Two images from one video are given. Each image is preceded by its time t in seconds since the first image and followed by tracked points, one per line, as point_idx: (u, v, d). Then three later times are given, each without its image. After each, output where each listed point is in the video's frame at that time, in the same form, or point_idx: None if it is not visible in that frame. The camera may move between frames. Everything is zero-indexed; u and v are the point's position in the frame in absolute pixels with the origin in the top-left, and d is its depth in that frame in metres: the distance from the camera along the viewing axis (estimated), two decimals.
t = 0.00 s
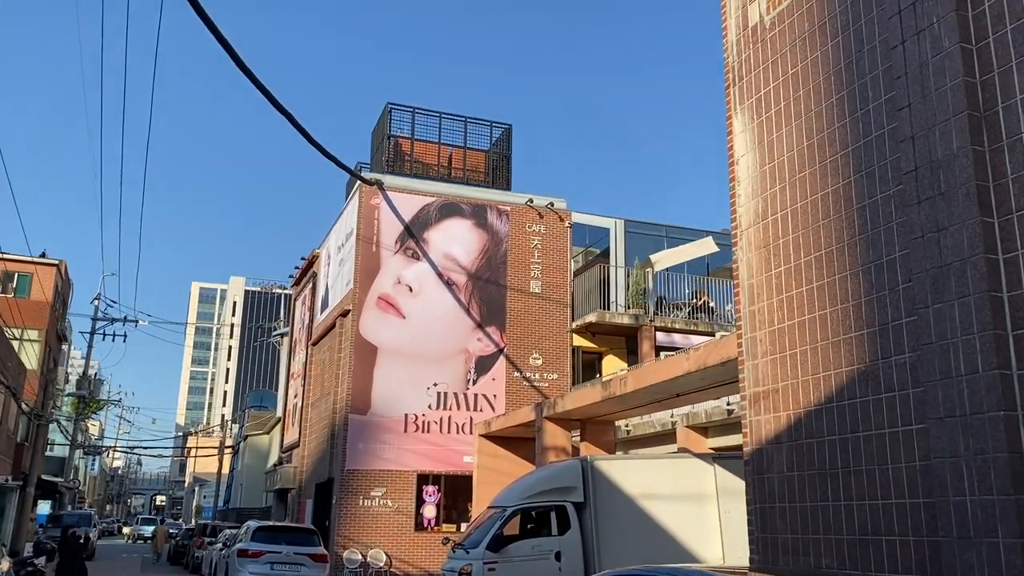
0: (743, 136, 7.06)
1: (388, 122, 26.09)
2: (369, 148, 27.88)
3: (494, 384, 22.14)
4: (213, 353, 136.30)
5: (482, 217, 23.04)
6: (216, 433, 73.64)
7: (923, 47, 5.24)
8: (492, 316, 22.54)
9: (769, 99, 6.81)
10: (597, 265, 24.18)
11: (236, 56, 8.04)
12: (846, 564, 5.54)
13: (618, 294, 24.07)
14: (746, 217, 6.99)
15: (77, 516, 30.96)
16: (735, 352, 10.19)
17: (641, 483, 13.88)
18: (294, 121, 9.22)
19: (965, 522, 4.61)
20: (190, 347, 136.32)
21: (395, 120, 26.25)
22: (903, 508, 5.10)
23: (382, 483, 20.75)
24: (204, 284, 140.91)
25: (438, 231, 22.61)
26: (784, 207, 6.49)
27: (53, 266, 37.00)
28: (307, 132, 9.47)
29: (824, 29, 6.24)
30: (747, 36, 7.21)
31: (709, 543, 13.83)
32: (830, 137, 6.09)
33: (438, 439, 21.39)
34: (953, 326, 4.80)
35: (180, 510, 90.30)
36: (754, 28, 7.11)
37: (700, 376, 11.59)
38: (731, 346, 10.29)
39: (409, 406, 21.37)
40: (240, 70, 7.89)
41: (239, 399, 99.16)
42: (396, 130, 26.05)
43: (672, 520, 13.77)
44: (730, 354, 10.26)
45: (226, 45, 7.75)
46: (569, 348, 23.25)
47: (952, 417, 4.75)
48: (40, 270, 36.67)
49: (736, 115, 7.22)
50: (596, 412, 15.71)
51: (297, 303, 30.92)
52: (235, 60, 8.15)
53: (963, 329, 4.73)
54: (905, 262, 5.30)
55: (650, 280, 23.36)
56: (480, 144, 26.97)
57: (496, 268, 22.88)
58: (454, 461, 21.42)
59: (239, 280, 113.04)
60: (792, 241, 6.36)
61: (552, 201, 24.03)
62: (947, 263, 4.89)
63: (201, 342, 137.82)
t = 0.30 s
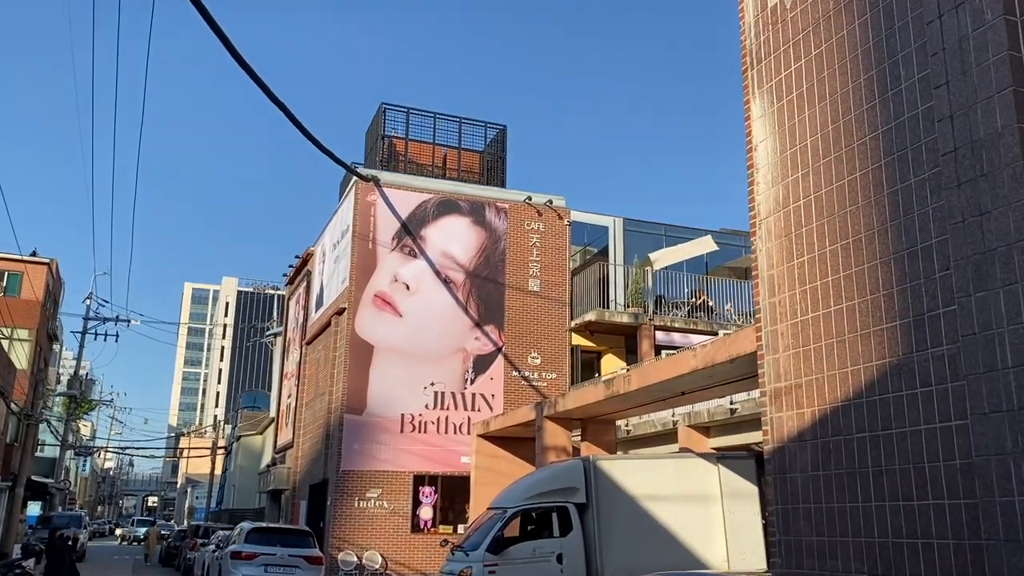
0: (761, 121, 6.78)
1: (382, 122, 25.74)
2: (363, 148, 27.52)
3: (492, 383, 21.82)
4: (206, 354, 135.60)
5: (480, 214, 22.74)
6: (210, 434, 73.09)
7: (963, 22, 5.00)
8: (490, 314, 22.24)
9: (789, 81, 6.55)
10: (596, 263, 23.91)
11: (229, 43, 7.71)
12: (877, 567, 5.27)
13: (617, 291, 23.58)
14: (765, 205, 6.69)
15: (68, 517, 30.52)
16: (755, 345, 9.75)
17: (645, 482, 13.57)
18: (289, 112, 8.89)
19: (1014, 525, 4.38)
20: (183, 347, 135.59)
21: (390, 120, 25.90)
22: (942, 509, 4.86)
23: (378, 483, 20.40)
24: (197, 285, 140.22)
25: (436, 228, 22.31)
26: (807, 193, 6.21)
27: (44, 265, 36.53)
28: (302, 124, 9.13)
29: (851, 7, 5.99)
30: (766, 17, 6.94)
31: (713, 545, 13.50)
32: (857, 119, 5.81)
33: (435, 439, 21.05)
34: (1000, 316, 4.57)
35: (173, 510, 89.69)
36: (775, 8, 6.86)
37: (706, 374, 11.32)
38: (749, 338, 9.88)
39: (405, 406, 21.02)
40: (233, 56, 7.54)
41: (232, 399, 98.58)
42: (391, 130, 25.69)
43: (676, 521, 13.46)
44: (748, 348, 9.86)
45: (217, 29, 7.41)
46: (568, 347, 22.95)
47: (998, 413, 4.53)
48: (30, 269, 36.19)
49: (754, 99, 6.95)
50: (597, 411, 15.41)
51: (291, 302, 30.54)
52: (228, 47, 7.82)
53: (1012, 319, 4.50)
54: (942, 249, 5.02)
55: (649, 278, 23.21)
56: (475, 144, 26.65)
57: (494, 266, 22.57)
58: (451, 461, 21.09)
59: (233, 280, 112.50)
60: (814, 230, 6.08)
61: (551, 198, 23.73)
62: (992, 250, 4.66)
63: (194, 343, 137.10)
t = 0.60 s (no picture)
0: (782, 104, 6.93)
1: (374, 123, 25.36)
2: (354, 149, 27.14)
3: (488, 383, 21.45)
4: (195, 356, 134.41)
5: (476, 212, 22.41)
6: (199, 437, 72.14)
7: None
8: (486, 313, 21.85)
9: (814, 63, 6.66)
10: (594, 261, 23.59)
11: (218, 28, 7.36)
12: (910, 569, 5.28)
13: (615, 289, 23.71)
14: (787, 192, 6.81)
15: (54, 521, 29.93)
16: (770, 342, 9.30)
17: (652, 484, 13.27)
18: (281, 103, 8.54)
19: None
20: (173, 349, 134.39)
21: (382, 120, 25.52)
22: (987, 511, 4.82)
23: (373, 486, 20.00)
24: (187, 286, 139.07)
25: (430, 226, 21.95)
26: (835, 176, 6.29)
27: (32, 264, 35.85)
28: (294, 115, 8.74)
29: None
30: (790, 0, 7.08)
31: (716, 548, 13.22)
32: (889, 98, 5.88)
33: (430, 440, 20.66)
34: None
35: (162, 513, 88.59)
36: None
37: (710, 373, 11.04)
38: (763, 333, 9.43)
39: (399, 406, 20.63)
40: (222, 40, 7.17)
41: (222, 401, 97.57)
42: (383, 130, 25.30)
43: (679, 524, 13.17)
44: (762, 345, 9.43)
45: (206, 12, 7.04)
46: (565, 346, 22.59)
47: None
48: (19, 269, 35.49)
49: (775, 81, 7.12)
50: (598, 411, 15.09)
51: (283, 302, 30.08)
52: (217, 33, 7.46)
53: None
54: (984, 233, 5.04)
55: (648, 277, 23.04)
56: (467, 145, 26.31)
57: (490, 265, 22.22)
58: (447, 463, 20.70)
59: (224, 281, 111.57)
60: (843, 216, 6.16)
61: (548, 196, 23.41)
62: None
63: (184, 345, 135.91)
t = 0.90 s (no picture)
0: (807, 82, 6.91)
1: (367, 122, 25.01)
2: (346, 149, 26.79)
3: (485, 382, 21.13)
4: (186, 357, 133.52)
5: (472, 208, 22.11)
6: (189, 438, 71.46)
7: None
8: (482, 311, 21.53)
9: (842, 38, 6.62)
10: (592, 259, 23.29)
11: (212, 11, 7.01)
12: (952, 568, 5.15)
13: (612, 286, 23.09)
14: (813, 174, 6.76)
15: (42, 522, 29.42)
16: (781, 337, 9.03)
17: (656, 482, 12.96)
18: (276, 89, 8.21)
19: None
20: (163, 350, 133.52)
21: (374, 120, 25.18)
22: None
23: (368, 486, 19.65)
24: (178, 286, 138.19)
25: (426, 223, 21.63)
26: (867, 155, 6.21)
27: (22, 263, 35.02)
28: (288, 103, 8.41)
29: None
30: None
31: (720, 548, 12.94)
32: (925, 70, 5.79)
33: (425, 440, 20.31)
34: None
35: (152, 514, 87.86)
36: None
37: (717, 368, 10.73)
38: (773, 328, 9.15)
39: (394, 406, 20.27)
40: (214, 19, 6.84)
41: (213, 402, 96.84)
42: (375, 130, 24.96)
43: (683, 523, 12.88)
44: (772, 340, 9.15)
45: None
46: (563, 345, 22.29)
47: None
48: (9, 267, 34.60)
49: (800, 59, 7.09)
50: (599, 408, 14.79)
51: (275, 300, 29.69)
52: (211, 17, 7.10)
53: None
54: None
55: (647, 275, 22.77)
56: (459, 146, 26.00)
57: (486, 262, 21.90)
58: (442, 463, 20.34)
59: (215, 281, 110.84)
60: (876, 197, 6.07)
61: (545, 192, 23.11)
62: None
63: (174, 345, 135.06)
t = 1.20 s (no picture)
0: (833, 61, 6.73)
1: (358, 122, 24.61)
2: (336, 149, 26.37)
3: (481, 383, 20.80)
4: (175, 359, 132.52)
5: (468, 206, 21.78)
6: (178, 441, 70.72)
7: None
8: (478, 311, 21.20)
9: (872, 16, 6.40)
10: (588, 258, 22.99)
11: None
12: None
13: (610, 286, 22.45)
14: (842, 158, 6.55)
15: (26, 526, 28.85)
16: (794, 334, 8.71)
17: (659, 485, 12.63)
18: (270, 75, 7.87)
19: None
20: (152, 351, 132.46)
21: (365, 120, 24.77)
22: None
23: (361, 489, 19.24)
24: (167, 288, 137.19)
25: (421, 221, 21.30)
26: (902, 136, 5.97)
27: (8, 262, 34.46)
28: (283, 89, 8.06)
29: None
30: None
31: (724, 552, 12.61)
32: (965, 45, 5.55)
33: (420, 442, 19.94)
34: None
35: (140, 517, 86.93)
36: None
37: (724, 367, 10.43)
38: (785, 325, 8.83)
39: (388, 407, 19.88)
40: None
41: (202, 404, 96.04)
42: (366, 131, 24.55)
43: (687, 527, 12.56)
44: (784, 337, 8.84)
45: None
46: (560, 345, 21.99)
47: None
48: None
49: (826, 40, 6.88)
50: (600, 409, 14.48)
51: (266, 300, 29.26)
52: None
53: None
54: None
55: (645, 274, 22.49)
56: (451, 147, 25.65)
57: (482, 261, 21.58)
58: (437, 465, 19.97)
59: (204, 283, 110.03)
60: (912, 181, 5.84)
61: (542, 190, 22.82)
62: None
63: (163, 347, 134.03)
